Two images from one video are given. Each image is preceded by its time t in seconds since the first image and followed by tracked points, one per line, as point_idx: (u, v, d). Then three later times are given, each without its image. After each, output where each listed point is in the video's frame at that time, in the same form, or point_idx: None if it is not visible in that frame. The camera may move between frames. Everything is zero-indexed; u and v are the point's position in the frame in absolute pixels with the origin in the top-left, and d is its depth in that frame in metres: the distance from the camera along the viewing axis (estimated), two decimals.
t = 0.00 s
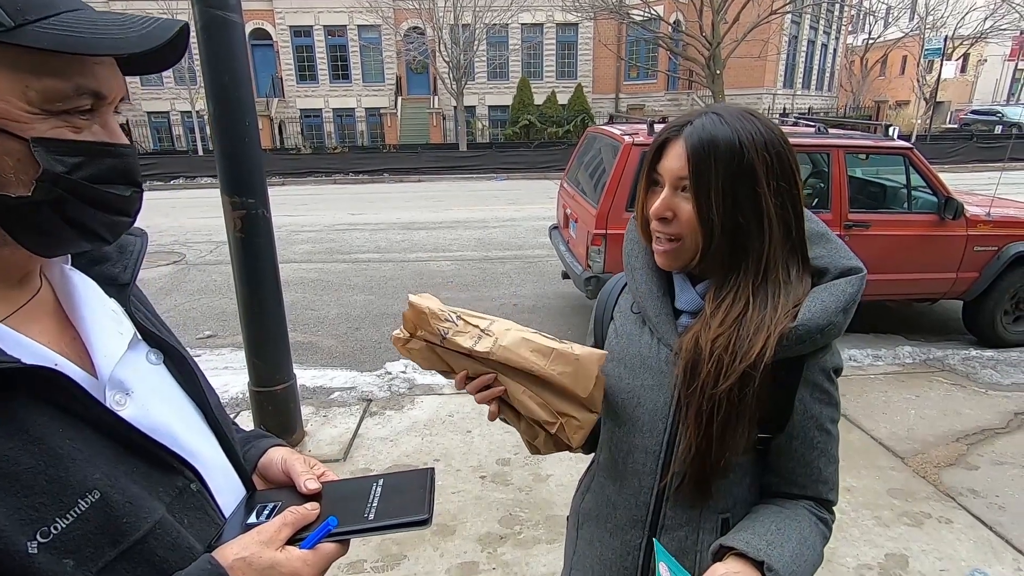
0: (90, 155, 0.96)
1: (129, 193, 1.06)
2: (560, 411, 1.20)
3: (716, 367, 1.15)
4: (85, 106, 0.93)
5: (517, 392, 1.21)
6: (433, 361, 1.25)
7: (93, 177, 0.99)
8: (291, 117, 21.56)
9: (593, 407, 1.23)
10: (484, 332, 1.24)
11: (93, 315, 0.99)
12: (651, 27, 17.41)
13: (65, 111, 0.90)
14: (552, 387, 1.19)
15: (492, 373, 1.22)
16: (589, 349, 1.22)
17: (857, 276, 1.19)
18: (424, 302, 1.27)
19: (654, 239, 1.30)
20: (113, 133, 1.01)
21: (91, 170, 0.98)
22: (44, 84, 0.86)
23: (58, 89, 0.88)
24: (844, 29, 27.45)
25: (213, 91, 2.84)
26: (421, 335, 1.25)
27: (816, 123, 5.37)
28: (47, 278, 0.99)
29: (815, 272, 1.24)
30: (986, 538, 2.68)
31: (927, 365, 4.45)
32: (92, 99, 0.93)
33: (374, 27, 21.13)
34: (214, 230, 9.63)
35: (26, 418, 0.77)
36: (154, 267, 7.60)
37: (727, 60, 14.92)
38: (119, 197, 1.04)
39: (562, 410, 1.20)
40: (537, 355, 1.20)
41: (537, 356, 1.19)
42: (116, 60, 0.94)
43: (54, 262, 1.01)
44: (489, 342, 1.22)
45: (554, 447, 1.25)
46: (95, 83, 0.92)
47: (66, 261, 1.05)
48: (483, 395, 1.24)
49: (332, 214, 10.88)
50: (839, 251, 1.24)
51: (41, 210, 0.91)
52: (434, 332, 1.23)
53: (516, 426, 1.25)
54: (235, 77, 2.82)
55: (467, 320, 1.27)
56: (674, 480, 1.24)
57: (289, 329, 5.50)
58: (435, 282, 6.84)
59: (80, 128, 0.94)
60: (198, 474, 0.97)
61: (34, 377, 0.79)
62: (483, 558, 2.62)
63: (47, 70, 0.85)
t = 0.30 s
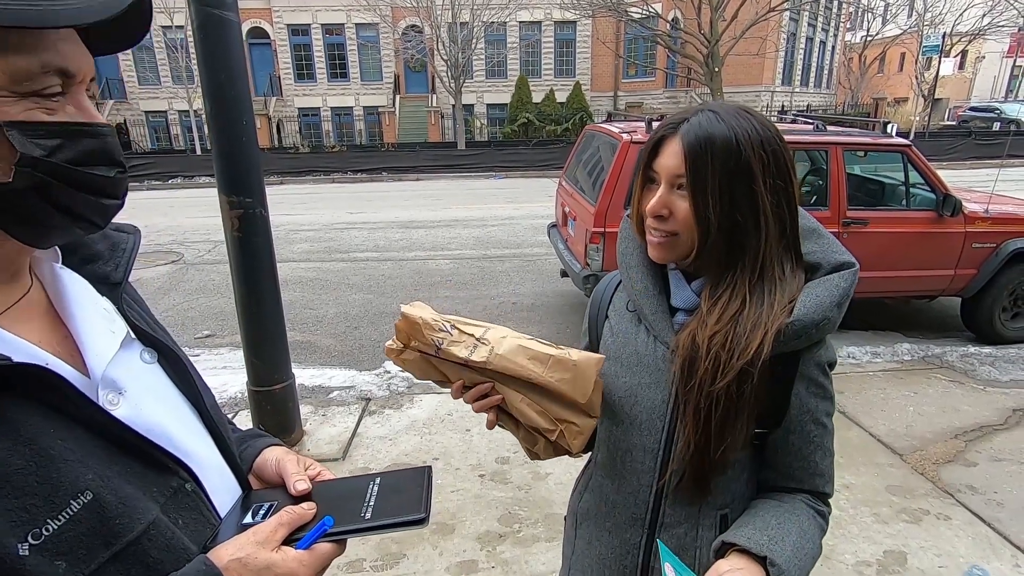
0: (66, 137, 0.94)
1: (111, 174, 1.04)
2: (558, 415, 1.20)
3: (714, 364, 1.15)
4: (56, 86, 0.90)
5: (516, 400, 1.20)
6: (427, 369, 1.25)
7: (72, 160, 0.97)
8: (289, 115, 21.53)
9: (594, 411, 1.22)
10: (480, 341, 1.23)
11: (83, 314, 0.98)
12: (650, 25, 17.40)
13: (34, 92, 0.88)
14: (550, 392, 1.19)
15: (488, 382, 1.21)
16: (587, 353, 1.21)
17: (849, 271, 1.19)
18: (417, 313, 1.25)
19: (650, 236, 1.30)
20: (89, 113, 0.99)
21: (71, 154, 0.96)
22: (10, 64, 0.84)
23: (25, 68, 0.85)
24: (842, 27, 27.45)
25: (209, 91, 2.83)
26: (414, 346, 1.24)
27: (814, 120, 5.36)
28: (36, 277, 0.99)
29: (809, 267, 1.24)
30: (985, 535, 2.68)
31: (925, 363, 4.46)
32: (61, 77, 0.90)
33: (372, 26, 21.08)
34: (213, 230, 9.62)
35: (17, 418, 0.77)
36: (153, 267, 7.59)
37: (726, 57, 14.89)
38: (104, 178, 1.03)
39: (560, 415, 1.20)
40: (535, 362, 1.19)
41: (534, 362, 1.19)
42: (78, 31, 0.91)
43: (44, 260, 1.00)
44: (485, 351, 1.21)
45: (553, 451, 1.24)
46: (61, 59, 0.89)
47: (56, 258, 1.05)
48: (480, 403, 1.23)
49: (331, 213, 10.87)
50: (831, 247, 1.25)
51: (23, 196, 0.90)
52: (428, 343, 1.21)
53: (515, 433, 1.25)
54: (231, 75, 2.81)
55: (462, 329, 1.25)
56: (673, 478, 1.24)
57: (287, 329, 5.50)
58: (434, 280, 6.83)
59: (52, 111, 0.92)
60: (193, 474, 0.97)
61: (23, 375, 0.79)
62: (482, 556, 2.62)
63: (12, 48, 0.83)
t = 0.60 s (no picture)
0: (48, 156, 0.96)
1: (89, 193, 1.04)
2: (546, 412, 1.19)
3: (703, 360, 1.14)
4: (39, 104, 0.92)
5: (505, 397, 1.19)
6: (416, 367, 1.24)
7: (51, 177, 0.97)
8: (285, 115, 21.47)
9: (584, 407, 1.22)
10: (468, 338, 1.22)
11: (55, 313, 0.95)
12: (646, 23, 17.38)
13: (16, 111, 0.90)
14: (539, 389, 1.18)
15: (477, 379, 1.21)
16: (575, 350, 1.21)
17: (838, 266, 1.19)
18: (405, 310, 1.25)
19: (639, 232, 1.29)
20: (71, 131, 1.00)
21: (48, 172, 0.97)
22: None
23: (10, 88, 0.87)
24: (837, 23, 27.48)
25: (201, 90, 2.81)
26: (404, 344, 1.24)
27: (810, 116, 5.37)
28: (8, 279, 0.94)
29: (798, 262, 1.24)
30: (980, 529, 2.69)
31: (921, 358, 4.47)
32: (47, 97, 0.92)
33: (368, 24, 21.02)
34: (209, 230, 9.58)
35: None
36: (148, 268, 7.56)
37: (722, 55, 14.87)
38: (80, 198, 1.02)
39: (549, 412, 1.19)
40: (523, 359, 1.18)
41: (522, 359, 1.18)
42: (69, 55, 0.94)
43: (13, 261, 0.95)
44: (473, 348, 1.20)
45: (543, 448, 1.23)
46: (47, 81, 0.91)
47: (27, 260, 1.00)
48: (469, 401, 1.23)
49: (327, 213, 10.85)
50: (820, 242, 1.24)
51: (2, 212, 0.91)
52: (417, 341, 1.21)
53: (505, 430, 1.24)
54: (224, 75, 2.80)
55: (450, 326, 1.25)
56: (664, 473, 1.24)
57: (283, 328, 5.48)
58: (431, 279, 6.81)
59: (33, 127, 0.93)
60: (172, 475, 0.96)
61: None
62: (479, 555, 2.62)
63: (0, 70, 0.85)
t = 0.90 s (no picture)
0: (26, 171, 0.96)
1: (67, 209, 1.02)
2: (526, 412, 1.20)
3: (686, 356, 1.15)
4: (21, 121, 0.94)
5: (486, 397, 1.19)
6: (398, 368, 1.24)
7: (28, 193, 0.97)
8: (273, 115, 21.32)
9: (565, 405, 1.22)
10: (448, 339, 1.22)
11: (24, 322, 0.93)
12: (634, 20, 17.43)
13: None
14: (520, 390, 1.19)
15: (458, 380, 1.21)
16: (556, 349, 1.21)
17: (817, 261, 1.20)
18: (385, 312, 1.25)
19: (620, 230, 1.30)
20: (52, 146, 1.01)
21: (25, 188, 0.96)
22: None
23: None
24: (824, 19, 27.69)
25: (182, 91, 2.79)
26: (385, 345, 1.24)
27: (797, 112, 5.41)
28: None
29: (779, 257, 1.24)
30: (966, 519, 2.73)
31: (907, 351, 4.52)
32: (28, 114, 0.94)
33: (355, 23, 20.92)
34: (197, 232, 9.50)
35: None
36: (135, 271, 7.49)
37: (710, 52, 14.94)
38: (58, 213, 1.00)
39: (530, 411, 1.20)
40: (504, 358, 1.18)
41: (502, 359, 1.18)
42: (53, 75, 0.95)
43: None
44: (453, 348, 1.20)
45: (525, 448, 1.24)
46: (30, 100, 0.92)
47: None
48: (449, 401, 1.23)
49: (317, 213, 10.79)
50: (801, 236, 1.25)
51: None
52: (397, 342, 1.21)
53: (488, 430, 1.24)
54: (205, 75, 2.78)
55: (430, 327, 1.25)
56: (648, 470, 1.24)
57: (271, 330, 5.45)
58: (421, 279, 6.80)
59: (12, 143, 0.94)
60: (143, 485, 0.96)
61: None
62: (470, 554, 2.62)
63: None
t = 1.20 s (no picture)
0: None
1: (29, 202, 1.01)
2: (508, 410, 1.20)
3: (669, 351, 1.14)
4: None
5: (468, 396, 1.19)
6: (380, 368, 1.23)
7: None
8: (256, 115, 21.11)
9: (546, 403, 1.22)
10: (429, 338, 1.22)
11: None
12: (619, 17, 17.49)
13: None
14: (502, 388, 1.18)
15: (440, 379, 1.21)
16: (538, 347, 1.21)
17: (799, 257, 1.20)
18: (365, 312, 1.24)
19: (603, 228, 1.28)
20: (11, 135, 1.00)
21: None
22: None
23: None
24: (805, 16, 27.96)
25: (159, 90, 2.75)
26: (365, 344, 1.23)
27: (778, 108, 5.47)
28: None
29: (760, 254, 1.24)
30: (946, 507, 2.78)
31: (888, 343, 4.58)
32: None
33: (338, 22, 20.76)
34: (179, 234, 9.38)
35: None
36: (116, 275, 7.38)
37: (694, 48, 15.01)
38: (19, 207, 1.00)
39: (513, 410, 1.20)
40: (484, 357, 1.18)
41: (484, 357, 1.18)
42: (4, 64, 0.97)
43: None
44: (434, 347, 1.20)
45: (509, 446, 1.24)
46: None
47: None
48: (431, 401, 1.23)
49: (302, 214, 10.71)
50: (782, 232, 1.25)
51: None
52: (378, 342, 1.20)
53: (470, 429, 1.24)
54: (182, 74, 2.74)
55: (411, 326, 1.24)
56: (633, 466, 1.24)
57: (256, 333, 5.40)
58: (408, 279, 6.77)
59: None
60: (111, 497, 0.95)
61: None
62: (458, 553, 2.62)
63: None
